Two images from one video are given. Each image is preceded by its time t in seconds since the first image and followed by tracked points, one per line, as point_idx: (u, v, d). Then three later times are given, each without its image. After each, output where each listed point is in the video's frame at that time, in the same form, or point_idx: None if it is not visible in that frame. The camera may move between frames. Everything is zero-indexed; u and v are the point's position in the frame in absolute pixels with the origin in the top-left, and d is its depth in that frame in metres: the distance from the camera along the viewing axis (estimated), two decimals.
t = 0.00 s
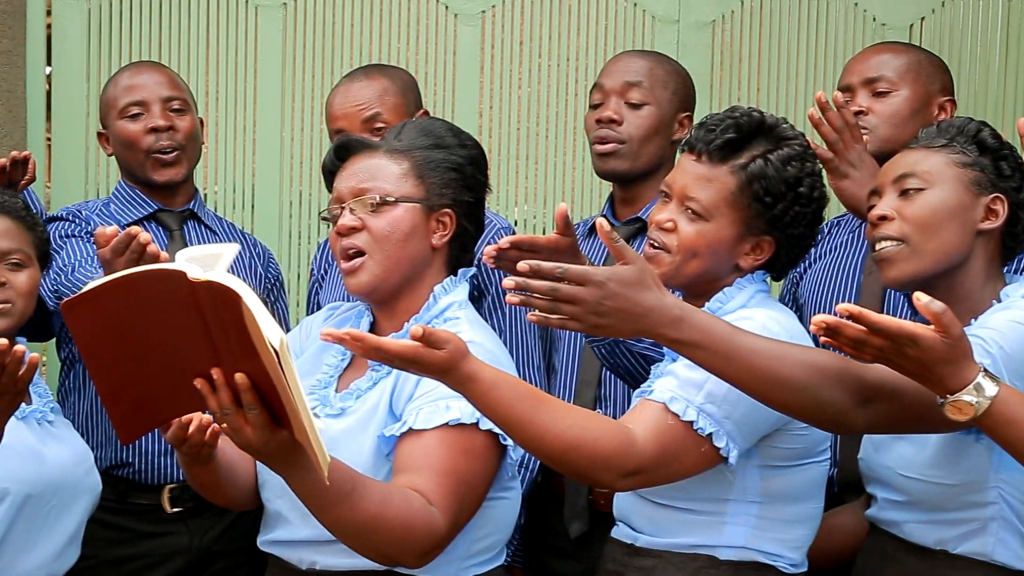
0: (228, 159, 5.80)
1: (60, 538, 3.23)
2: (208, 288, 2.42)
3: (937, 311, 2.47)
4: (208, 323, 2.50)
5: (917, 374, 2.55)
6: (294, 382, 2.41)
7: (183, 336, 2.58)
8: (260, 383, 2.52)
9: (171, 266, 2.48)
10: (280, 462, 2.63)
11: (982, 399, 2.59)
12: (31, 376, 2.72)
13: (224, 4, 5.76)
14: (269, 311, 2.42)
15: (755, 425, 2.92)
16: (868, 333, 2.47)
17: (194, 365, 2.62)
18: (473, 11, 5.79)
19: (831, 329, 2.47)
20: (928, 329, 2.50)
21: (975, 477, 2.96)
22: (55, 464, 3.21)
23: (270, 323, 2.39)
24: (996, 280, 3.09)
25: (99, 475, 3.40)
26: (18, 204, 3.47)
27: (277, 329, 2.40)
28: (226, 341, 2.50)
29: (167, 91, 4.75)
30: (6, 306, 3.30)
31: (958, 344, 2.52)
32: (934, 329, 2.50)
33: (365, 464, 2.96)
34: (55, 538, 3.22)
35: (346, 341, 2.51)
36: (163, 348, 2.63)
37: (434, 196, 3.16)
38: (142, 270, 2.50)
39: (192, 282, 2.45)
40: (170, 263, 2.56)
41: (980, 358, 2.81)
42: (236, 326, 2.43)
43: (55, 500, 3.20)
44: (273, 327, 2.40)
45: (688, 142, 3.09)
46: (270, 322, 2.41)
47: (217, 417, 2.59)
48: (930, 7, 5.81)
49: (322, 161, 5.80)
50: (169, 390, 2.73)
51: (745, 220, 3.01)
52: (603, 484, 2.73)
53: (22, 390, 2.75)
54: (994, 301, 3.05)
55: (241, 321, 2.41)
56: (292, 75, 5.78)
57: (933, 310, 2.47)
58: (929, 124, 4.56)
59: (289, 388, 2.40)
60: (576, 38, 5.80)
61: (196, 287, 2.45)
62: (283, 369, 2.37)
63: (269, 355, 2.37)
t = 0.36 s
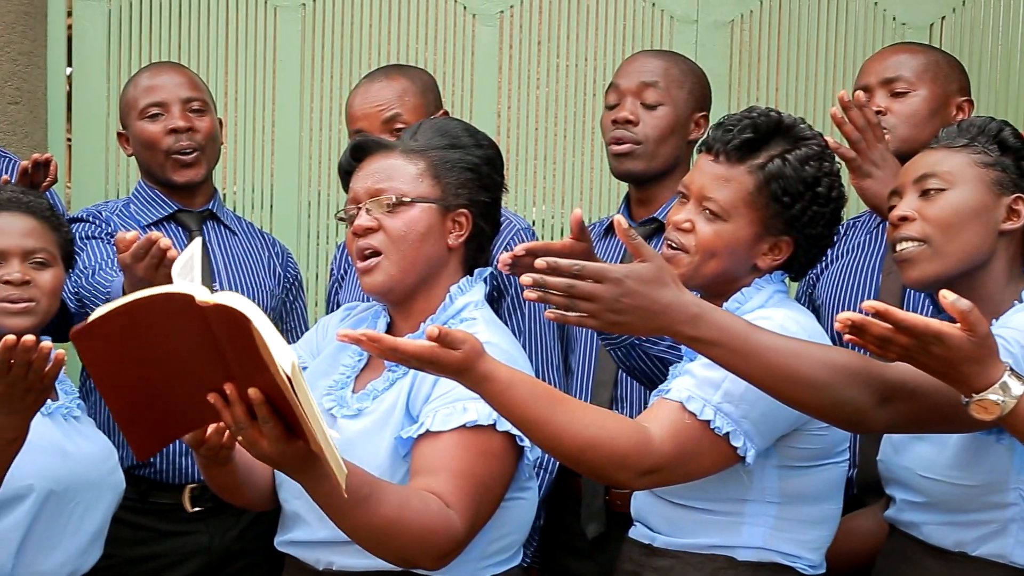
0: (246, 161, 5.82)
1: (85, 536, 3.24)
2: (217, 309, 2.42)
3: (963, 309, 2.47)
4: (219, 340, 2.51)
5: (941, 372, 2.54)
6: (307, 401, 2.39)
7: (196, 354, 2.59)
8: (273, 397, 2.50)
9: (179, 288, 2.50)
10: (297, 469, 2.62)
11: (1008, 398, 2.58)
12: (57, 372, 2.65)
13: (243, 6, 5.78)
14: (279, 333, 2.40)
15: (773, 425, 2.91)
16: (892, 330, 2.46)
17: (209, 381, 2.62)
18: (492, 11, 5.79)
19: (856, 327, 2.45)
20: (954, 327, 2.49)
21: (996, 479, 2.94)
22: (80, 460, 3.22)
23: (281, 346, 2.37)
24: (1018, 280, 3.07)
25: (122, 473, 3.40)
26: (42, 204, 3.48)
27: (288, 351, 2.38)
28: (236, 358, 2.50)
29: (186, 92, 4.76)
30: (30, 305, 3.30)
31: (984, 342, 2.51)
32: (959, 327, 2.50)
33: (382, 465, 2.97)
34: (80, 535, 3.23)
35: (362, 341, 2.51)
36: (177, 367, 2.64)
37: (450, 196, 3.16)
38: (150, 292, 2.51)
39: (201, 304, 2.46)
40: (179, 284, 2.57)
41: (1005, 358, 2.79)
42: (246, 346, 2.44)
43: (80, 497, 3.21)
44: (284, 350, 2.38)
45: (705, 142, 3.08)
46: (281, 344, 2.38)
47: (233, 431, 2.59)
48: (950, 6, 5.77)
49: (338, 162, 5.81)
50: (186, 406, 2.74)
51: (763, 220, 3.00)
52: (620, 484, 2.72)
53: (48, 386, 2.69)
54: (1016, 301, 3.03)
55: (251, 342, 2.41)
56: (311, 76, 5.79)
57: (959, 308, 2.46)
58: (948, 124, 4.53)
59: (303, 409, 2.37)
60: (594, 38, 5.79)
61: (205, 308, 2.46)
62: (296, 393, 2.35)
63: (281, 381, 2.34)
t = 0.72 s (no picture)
0: (263, 163, 5.84)
1: (107, 534, 3.26)
2: (222, 341, 2.44)
3: (982, 309, 2.45)
4: (225, 367, 2.52)
5: (960, 372, 2.53)
6: (311, 440, 2.41)
7: (203, 378, 2.59)
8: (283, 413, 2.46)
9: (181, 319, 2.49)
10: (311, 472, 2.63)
11: None
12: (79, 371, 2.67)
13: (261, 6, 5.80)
14: (280, 365, 2.44)
15: (788, 425, 2.90)
16: (912, 330, 2.45)
17: (217, 400, 2.62)
18: (509, 11, 5.81)
19: (875, 326, 2.44)
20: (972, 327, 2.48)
21: (1014, 481, 2.90)
22: (103, 459, 3.23)
23: (282, 382, 2.41)
24: None
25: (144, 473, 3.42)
26: (66, 204, 3.51)
27: (289, 388, 2.41)
28: (245, 380, 2.50)
29: (205, 93, 4.79)
30: (52, 304, 3.32)
31: (1003, 342, 2.50)
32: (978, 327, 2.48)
33: (397, 466, 2.97)
34: (102, 534, 3.25)
35: (378, 342, 2.53)
36: (185, 389, 2.64)
37: (464, 196, 3.16)
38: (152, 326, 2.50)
39: (206, 335, 2.46)
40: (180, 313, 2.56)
41: None
42: (254, 372, 2.45)
43: (102, 496, 3.23)
44: (285, 386, 2.41)
45: (720, 142, 3.08)
46: (284, 383, 2.41)
47: (245, 446, 2.57)
48: (969, 5, 5.74)
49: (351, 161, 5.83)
50: (197, 423, 2.75)
51: (778, 220, 2.99)
52: (635, 483, 2.72)
53: (69, 385, 2.71)
54: None
55: (259, 372, 2.43)
56: (329, 77, 5.81)
57: (979, 308, 2.45)
58: (967, 124, 4.50)
59: (307, 448, 2.40)
60: (611, 38, 5.78)
61: (211, 339, 2.46)
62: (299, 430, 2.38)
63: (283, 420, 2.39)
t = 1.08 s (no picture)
0: (279, 163, 5.86)
1: (122, 533, 3.28)
2: (236, 329, 2.44)
3: (1000, 310, 2.43)
4: (238, 356, 2.52)
5: (975, 373, 2.53)
6: (319, 423, 2.44)
7: (218, 368, 2.59)
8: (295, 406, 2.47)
9: (195, 306, 2.50)
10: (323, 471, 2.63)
11: None
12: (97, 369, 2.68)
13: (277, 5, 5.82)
14: (293, 355, 2.45)
15: (802, 425, 2.90)
16: (927, 331, 2.46)
17: (233, 393, 2.61)
18: (524, 11, 5.81)
19: (889, 328, 2.45)
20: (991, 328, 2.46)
21: None
22: (120, 459, 3.25)
23: (293, 368, 2.42)
24: None
25: (159, 472, 3.44)
26: (82, 204, 3.53)
27: (300, 373, 2.43)
28: (257, 370, 2.49)
29: (221, 93, 4.81)
30: (70, 303, 3.33)
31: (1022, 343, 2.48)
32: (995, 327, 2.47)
33: (411, 465, 2.98)
34: (117, 533, 3.27)
35: (390, 345, 2.52)
36: (201, 380, 2.64)
37: (477, 194, 3.17)
38: (166, 313, 2.51)
39: (218, 323, 2.47)
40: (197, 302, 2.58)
41: None
42: (265, 361, 2.44)
43: (119, 495, 3.25)
44: (296, 371, 2.43)
45: (735, 142, 3.08)
46: (293, 365, 2.43)
47: (259, 439, 2.58)
48: (986, 4, 5.72)
49: (361, 160, 5.84)
50: (214, 417, 2.74)
51: (794, 220, 2.99)
52: (648, 483, 2.72)
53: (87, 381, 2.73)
54: None
55: (268, 360, 2.43)
56: (344, 77, 5.82)
57: (996, 309, 2.43)
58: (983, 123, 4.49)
59: (315, 430, 2.42)
60: (626, 37, 5.78)
61: (223, 326, 2.46)
62: (308, 415, 2.40)
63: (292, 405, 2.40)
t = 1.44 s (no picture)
0: (293, 163, 5.87)
1: (137, 532, 3.29)
2: (257, 310, 2.46)
3: (1012, 309, 2.44)
4: (259, 342, 2.53)
5: (987, 371, 2.52)
6: (337, 404, 2.46)
7: (239, 354, 2.60)
8: (315, 395, 2.49)
9: (217, 289, 2.52)
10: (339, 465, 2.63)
11: None
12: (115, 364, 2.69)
13: (290, 6, 5.84)
14: (314, 335, 2.48)
15: (818, 425, 2.90)
16: (936, 329, 2.46)
17: (253, 380, 2.62)
18: (537, 11, 5.81)
19: (899, 326, 2.45)
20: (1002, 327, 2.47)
21: None
22: (133, 457, 3.26)
23: (313, 348, 2.46)
24: None
25: (174, 471, 3.45)
26: (96, 203, 3.53)
27: (320, 353, 2.45)
28: (278, 354, 2.50)
29: (236, 93, 4.82)
30: (84, 302, 3.34)
31: None
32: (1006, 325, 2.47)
33: (427, 464, 2.98)
34: (132, 531, 3.28)
35: (407, 343, 2.54)
36: (222, 367, 2.65)
37: (493, 194, 3.17)
38: (189, 295, 2.53)
39: (240, 305, 2.49)
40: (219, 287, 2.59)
41: None
42: (287, 344, 2.46)
43: (133, 494, 3.25)
44: (316, 351, 2.45)
45: (752, 142, 3.08)
46: (313, 346, 2.47)
47: (277, 428, 2.58)
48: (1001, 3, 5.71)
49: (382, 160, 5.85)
50: (233, 404, 2.75)
51: (810, 221, 2.99)
52: (662, 481, 2.72)
53: (105, 378, 2.74)
54: None
55: (289, 341, 2.45)
56: (357, 77, 5.83)
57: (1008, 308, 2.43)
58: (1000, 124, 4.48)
59: (334, 411, 2.45)
60: (640, 37, 5.79)
61: (245, 309, 2.48)
62: (327, 395, 2.42)
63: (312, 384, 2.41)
